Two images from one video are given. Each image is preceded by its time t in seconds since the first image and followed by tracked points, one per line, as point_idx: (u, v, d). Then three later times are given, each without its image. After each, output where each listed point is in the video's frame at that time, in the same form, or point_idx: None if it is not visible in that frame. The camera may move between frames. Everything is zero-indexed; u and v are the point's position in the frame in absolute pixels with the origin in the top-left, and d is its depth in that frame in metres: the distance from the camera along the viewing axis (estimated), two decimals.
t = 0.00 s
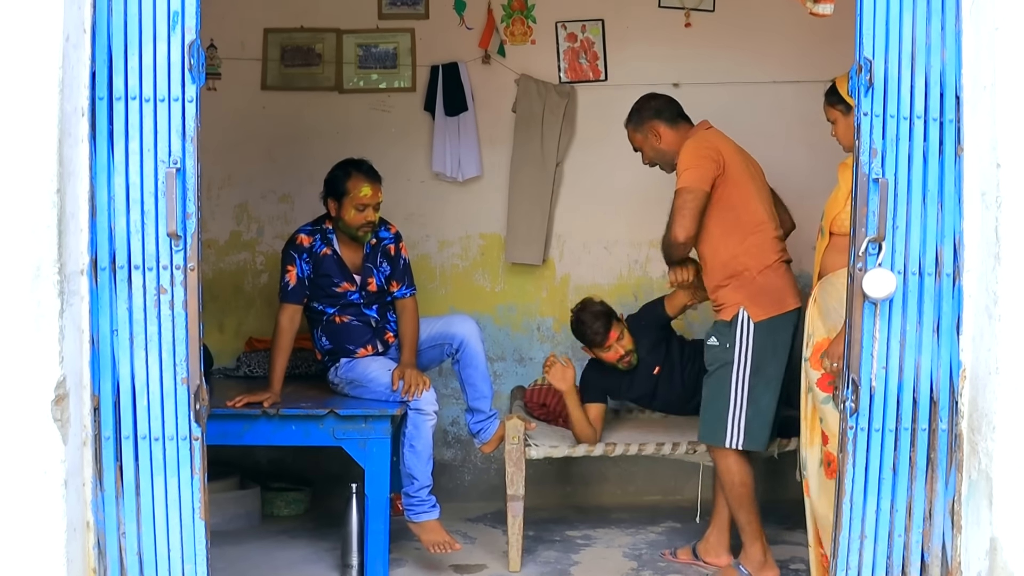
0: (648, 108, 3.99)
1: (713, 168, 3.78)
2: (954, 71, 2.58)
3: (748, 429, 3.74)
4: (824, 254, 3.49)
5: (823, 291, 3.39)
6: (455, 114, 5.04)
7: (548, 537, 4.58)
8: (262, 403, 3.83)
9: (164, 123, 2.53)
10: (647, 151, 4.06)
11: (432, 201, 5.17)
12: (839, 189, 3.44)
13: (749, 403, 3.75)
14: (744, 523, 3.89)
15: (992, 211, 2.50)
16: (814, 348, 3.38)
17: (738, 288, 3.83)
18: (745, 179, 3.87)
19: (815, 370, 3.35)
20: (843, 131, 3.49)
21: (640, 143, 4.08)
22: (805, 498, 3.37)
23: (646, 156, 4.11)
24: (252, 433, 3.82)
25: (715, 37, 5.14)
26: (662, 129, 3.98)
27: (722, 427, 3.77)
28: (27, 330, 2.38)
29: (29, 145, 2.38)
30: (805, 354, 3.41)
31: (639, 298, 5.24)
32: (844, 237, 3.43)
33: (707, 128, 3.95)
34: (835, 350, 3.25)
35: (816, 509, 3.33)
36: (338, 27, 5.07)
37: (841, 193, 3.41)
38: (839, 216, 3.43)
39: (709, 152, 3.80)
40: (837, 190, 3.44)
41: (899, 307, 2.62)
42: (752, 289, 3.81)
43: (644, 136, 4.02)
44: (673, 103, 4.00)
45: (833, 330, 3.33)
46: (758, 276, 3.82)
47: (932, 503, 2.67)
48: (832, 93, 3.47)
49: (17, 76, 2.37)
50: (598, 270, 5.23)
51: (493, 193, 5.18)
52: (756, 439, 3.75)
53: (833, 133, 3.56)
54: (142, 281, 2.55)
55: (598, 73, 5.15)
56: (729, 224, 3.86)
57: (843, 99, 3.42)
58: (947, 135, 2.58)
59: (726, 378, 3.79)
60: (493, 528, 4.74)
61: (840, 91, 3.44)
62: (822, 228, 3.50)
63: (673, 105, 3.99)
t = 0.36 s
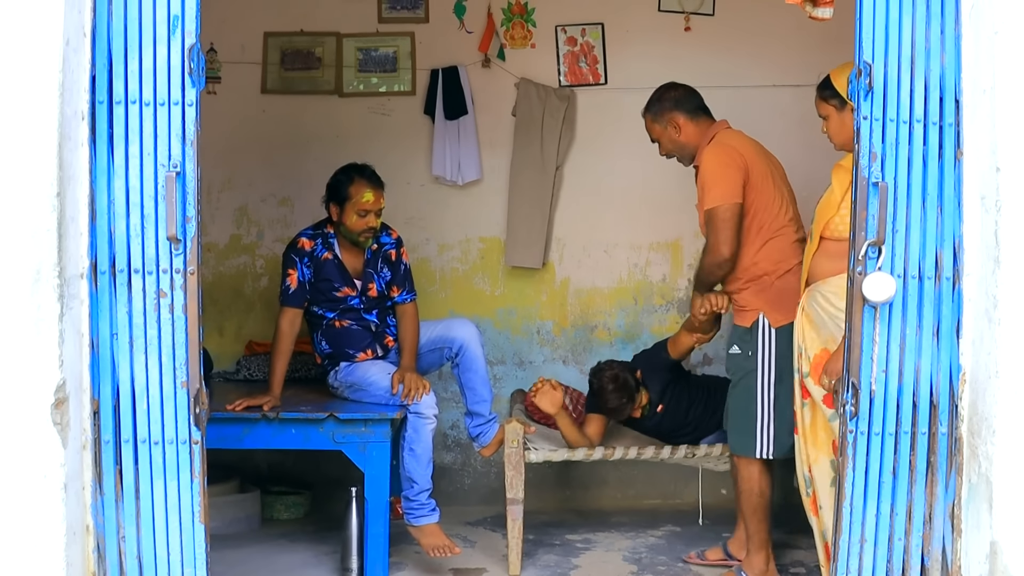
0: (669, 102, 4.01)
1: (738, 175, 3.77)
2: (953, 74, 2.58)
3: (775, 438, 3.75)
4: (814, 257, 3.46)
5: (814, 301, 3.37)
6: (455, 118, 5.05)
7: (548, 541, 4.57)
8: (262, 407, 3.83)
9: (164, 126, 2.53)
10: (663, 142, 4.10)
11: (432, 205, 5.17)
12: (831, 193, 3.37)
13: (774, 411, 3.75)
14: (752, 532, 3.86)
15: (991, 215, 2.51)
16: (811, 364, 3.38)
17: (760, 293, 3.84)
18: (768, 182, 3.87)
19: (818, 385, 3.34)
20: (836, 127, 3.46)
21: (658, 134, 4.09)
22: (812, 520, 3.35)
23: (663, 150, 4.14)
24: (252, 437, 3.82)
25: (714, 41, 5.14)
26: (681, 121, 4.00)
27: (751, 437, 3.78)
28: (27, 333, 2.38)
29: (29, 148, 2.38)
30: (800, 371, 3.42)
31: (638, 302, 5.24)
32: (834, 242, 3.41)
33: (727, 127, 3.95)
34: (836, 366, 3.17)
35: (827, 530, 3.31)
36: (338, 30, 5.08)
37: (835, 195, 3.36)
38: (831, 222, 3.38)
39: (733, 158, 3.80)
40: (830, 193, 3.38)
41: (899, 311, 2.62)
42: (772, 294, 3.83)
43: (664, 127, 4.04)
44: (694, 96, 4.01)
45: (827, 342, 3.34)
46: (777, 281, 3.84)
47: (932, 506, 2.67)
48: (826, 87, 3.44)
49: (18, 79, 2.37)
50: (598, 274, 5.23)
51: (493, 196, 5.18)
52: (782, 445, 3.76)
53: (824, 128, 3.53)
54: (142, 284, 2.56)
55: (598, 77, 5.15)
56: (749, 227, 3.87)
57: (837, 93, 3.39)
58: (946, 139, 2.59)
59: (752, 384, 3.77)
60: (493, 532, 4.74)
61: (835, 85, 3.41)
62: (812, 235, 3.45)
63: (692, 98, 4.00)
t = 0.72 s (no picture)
0: (692, 102, 4.07)
1: (749, 186, 3.82)
2: (952, 77, 2.58)
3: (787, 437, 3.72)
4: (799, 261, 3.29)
5: (800, 306, 3.25)
6: (454, 120, 5.05)
7: (548, 543, 4.57)
8: (262, 409, 3.83)
9: (163, 129, 2.53)
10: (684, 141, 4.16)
11: (432, 207, 5.17)
12: (815, 190, 3.22)
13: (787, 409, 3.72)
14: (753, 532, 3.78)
15: (991, 217, 2.51)
16: (794, 373, 3.28)
17: (774, 296, 3.88)
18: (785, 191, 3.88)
19: (801, 397, 3.27)
20: (814, 122, 3.31)
21: (680, 133, 4.16)
22: (786, 540, 3.29)
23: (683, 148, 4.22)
24: (251, 439, 3.81)
25: (714, 43, 5.15)
26: (703, 121, 4.06)
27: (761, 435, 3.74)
28: (27, 335, 2.38)
29: (29, 150, 2.38)
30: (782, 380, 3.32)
31: (638, 305, 5.24)
32: (818, 244, 3.24)
33: (747, 133, 3.96)
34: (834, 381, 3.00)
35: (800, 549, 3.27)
36: (338, 33, 5.08)
37: (817, 195, 3.19)
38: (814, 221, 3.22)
39: (747, 169, 3.84)
40: (813, 192, 3.22)
41: (899, 313, 2.62)
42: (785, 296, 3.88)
43: (685, 127, 4.11)
44: (715, 96, 4.06)
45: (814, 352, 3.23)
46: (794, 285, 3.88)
47: (932, 508, 2.67)
48: (802, 80, 3.30)
49: (18, 81, 2.38)
50: (598, 275, 5.23)
51: (493, 198, 5.18)
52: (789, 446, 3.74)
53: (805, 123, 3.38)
54: (142, 287, 2.55)
55: (598, 79, 5.15)
56: (764, 232, 3.90)
57: (814, 87, 3.25)
58: (946, 141, 2.59)
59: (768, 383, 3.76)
60: (493, 534, 4.73)
61: (811, 78, 3.27)
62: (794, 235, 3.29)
63: (714, 101, 4.05)
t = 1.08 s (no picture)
0: (706, 118, 4.11)
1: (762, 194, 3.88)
2: (952, 77, 2.58)
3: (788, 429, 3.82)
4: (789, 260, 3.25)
5: (792, 306, 3.20)
6: (454, 121, 5.05)
7: (548, 543, 4.57)
8: (262, 409, 3.83)
9: (162, 130, 2.53)
10: (698, 156, 4.21)
11: (431, 208, 5.17)
12: (807, 187, 3.15)
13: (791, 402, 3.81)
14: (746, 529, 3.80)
15: (990, 218, 2.51)
16: (783, 373, 3.21)
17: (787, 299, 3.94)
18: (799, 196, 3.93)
19: (790, 398, 3.19)
20: (804, 122, 3.24)
21: (695, 148, 4.20)
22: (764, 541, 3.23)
23: (699, 164, 4.28)
24: (251, 440, 3.81)
25: (713, 43, 5.15)
26: (719, 135, 4.11)
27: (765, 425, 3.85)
28: (27, 336, 2.38)
29: (28, 150, 2.38)
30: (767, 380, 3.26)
31: (638, 305, 5.25)
32: (811, 242, 3.19)
33: (761, 142, 3.99)
34: (820, 382, 2.94)
35: (779, 551, 3.22)
36: (337, 33, 5.08)
37: (810, 192, 3.13)
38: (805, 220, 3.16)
39: (760, 177, 3.88)
40: (806, 189, 3.15)
41: (899, 312, 2.62)
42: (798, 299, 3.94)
43: (702, 142, 4.15)
44: (727, 112, 4.10)
45: (805, 352, 3.17)
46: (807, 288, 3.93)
47: (932, 508, 2.67)
48: (792, 80, 3.23)
49: (18, 80, 2.38)
50: (598, 275, 5.23)
51: (493, 199, 5.18)
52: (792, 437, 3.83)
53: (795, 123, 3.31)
54: (142, 287, 2.55)
55: (598, 79, 5.16)
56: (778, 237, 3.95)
57: (805, 85, 3.18)
58: (945, 141, 2.59)
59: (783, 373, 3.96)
60: (493, 534, 4.73)
61: (801, 77, 3.19)
62: (784, 232, 3.24)
63: (726, 115, 4.10)
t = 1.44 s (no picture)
0: (715, 109, 4.12)
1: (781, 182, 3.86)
2: (952, 77, 2.58)
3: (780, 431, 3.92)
4: (785, 259, 3.26)
5: (783, 303, 3.20)
6: (454, 121, 5.05)
7: (548, 544, 4.57)
8: (262, 410, 3.83)
9: (162, 130, 2.53)
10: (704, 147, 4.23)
11: (432, 208, 5.17)
12: (801, 184, 3.16)
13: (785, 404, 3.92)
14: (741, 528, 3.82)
15: (990, 218, 2.51)
16: (773, 370, 3.22)
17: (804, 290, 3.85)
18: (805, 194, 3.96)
19: (780, 396, 3.19)
20: (803, 120, 3.24)
21: (702, 139, 4.21)
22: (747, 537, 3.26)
23: (705, 156, 4.29)
24: (251, 440, 3.81)
25: (714, 44, 5.15)
26: (726, 128, 4.11)
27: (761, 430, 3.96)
28: (27, 337, 2.38)
29: (28, 151, 2.38)
30: (756, 378, 3.28)
31: (638, 305, 5.25)
32: (805, 241, 3.19)
33: (771, 136, 4.00)
34: (820, 382, 2.93)
35: (757, 547, 3.27)
36: (337, 33, 5.08)
37: (804, 190, 3.13)
38: (798, 218, 3.17)
39: (775, 166, 3.87)
40: (801, 187, 3.16)
41: (899, 312, 2.62)
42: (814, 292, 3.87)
43: (708, 133, 4.16)
44: (735, 103, 4.11)
45: (795, 350, 3.17)
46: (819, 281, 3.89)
47: (931, 508, 2.67)
48: (790, 78, 3.23)
49: (18, 81, 2.38)
50: (598, 276, 5.23)
51: (493, 199, 5.18)
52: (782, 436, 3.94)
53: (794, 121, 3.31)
54: (142, 288, 2.55)
55: (598, 79, 5.16)
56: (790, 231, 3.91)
57: (802, 84, 3.18)
58: (945, 141, 2.59)
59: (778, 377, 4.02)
60: (493, 535, 4.73)
61: (798, 76, 3.20)
62: (780, 230, 3.25)
63: (734, 108, 4.11)
